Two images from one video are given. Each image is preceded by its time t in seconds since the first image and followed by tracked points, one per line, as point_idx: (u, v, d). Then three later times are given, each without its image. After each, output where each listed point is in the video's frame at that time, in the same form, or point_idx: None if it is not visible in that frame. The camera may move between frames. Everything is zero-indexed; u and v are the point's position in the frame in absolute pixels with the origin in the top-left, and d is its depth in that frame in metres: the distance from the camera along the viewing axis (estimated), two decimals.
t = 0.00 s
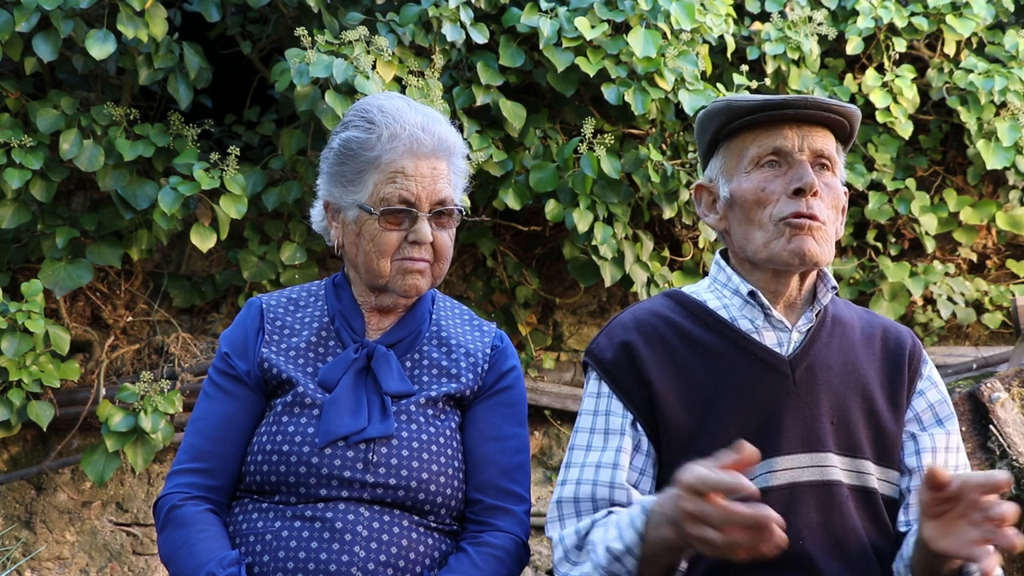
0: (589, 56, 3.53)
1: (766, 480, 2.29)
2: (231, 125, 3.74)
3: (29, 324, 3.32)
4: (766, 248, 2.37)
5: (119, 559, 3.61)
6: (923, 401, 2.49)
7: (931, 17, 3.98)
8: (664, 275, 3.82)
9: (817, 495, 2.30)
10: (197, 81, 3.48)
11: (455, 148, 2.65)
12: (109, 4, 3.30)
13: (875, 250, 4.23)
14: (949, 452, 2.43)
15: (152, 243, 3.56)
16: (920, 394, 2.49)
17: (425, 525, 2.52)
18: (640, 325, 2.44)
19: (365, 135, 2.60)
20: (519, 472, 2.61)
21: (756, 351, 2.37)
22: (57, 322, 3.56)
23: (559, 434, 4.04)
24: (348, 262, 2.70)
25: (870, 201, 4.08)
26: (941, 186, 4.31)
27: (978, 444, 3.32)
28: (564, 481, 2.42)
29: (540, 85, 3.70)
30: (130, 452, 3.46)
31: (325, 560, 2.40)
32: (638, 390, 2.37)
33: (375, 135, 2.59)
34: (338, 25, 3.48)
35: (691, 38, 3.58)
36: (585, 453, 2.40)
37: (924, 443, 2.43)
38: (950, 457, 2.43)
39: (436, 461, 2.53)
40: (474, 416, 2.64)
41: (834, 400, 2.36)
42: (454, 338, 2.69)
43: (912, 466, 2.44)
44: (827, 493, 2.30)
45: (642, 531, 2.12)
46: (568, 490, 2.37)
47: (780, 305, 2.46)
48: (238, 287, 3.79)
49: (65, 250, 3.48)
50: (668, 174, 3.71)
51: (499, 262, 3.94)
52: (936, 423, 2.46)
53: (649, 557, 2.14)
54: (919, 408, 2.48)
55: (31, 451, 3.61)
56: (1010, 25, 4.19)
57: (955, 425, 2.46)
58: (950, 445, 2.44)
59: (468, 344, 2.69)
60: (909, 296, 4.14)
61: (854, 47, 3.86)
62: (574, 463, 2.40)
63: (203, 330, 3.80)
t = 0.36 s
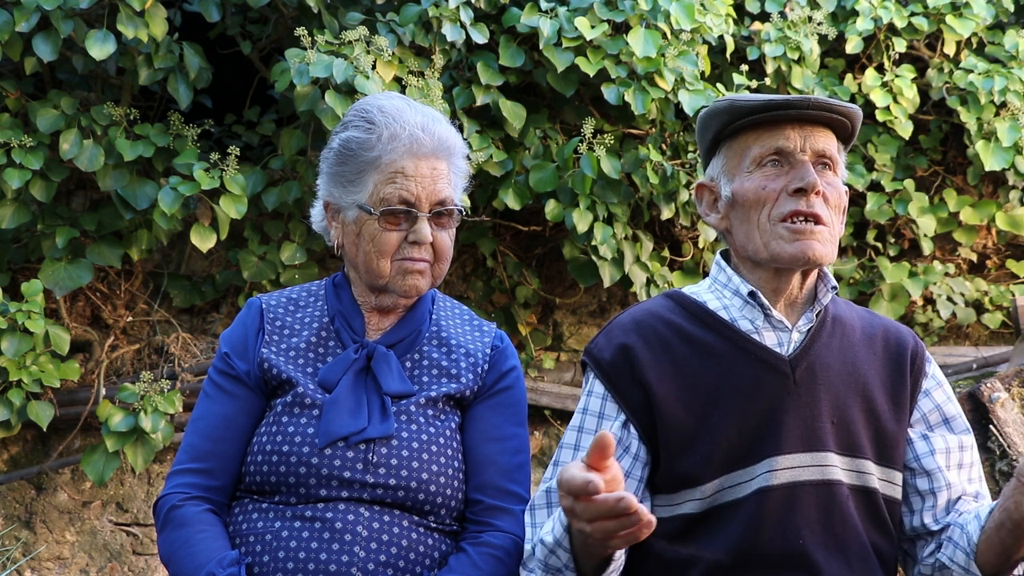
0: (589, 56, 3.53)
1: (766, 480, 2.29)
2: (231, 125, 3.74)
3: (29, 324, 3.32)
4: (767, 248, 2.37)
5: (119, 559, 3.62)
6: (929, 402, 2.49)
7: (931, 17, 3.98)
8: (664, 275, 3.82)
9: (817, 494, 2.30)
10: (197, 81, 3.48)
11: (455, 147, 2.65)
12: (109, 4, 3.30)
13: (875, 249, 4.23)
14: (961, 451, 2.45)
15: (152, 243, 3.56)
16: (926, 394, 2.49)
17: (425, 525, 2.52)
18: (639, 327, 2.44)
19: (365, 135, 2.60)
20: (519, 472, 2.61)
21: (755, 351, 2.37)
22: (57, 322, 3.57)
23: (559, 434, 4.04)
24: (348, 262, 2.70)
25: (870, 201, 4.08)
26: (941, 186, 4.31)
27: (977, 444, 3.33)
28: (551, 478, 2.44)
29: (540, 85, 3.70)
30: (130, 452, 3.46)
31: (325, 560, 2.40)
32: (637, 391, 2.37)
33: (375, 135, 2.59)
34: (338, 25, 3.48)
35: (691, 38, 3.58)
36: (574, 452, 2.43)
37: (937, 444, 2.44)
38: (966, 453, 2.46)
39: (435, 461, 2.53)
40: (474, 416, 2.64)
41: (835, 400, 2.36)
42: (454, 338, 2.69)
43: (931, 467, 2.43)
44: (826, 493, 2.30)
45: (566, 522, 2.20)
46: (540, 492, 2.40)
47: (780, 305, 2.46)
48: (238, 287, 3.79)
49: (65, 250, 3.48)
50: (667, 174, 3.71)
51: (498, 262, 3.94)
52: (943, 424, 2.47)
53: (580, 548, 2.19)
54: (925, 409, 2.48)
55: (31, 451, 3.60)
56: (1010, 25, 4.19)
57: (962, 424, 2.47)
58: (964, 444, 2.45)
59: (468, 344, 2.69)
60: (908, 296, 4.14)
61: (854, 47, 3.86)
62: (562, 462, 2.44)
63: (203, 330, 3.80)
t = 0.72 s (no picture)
0: (589, 56, 3.53)
1: (766, 480, 2.29)
2: (231, 125, 3.73)
3: (29, 324, 3.32)
4: (763, 252, 2.37)
5: (119, 559, 3.62)
6: (923, 404, 2.49)
7: (931, 17, 3.98)
8: (664, 275, 3.82)
9: (816, 494, 2.30)
10: (196, 81, 3.48)
11: (455, 148, 2.65)
12: (109, 4, 3.30)
13: (875, 249, 4.23)
14: (952, 455, 2.46)
15: (152, 243, 3.56)
16: (920, 396, 2.49)
17: (425, 525, 2.52)
18: (637, 329, 2.44)
19: (365, 135, 2.60)
20: (519, 472, 2.61)
21: (753, 351, 2.37)
22: (57, 322, 3.56)
23: (559, 434, 4.05)
24: (349, 263, 2.70)
25: (870, 201, 4.08)
26: (941, 186, 4.31)
27: (977, 444, 3.34)
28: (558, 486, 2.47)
29: (540, 85, 3.70)
30: (130, 452, 3.46)
31: (325, 560, 2.40)
32: (636, 393, 2.37)
33: (375, 135, 2.59)
34: (338, 25, 3.48)
35: (691, 38, 3.59)
36: (578, 458, 2.44)
37: (929, 447, 2.45)
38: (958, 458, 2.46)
39: (435, 461, 2.53)
40: (474, 416, 2.64)
41: (832, 400, 2.36)
42: (454, 338, 2.69)
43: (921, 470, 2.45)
44: (825, 493, 2.30)
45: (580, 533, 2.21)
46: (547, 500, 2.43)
47: (778, 306, 2.46)
48: (238, 287, 3.79)
49: (65, 250, 3.48)
50: (667, 174, 3.71)
51: (499, 262, 3.94)
52: (937, 427, 2.48)
53: (592, 558, 2.20)
54: (920, 411, 2.48)
55: (30, 452, 3.60)
56: (1010, 25, 4.19)
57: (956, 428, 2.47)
58: (954, 449, 2.46)
59: (468, 344, 2.69)
60: (908, 296, 4.14)
61: (854, 47, 3.87)
62: (567, 468, 2.45)
63: (203, 330, 3.80)
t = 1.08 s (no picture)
0: (589, 56, 3.53)
1: (765, 480, 2.28)
2: (231, 125, 3.74)
3: (29, 324, 3.32)
4: (760, 253, 2.38)
5: (119, 559, 3.62)
6: (923, 404, 2.49)
7: (931, 17, 3.98)
8: (664, 275, 3.82)
9: (816, 494, 2.30)
10: (196, 81, 3.48)
11: (453, 148, 2.65)
12: (109, 4, 3.30)
13: (875, 249, 4.23)
14: (952, 456, 2.46)
15: (152, 243, 3.56)
16: (920, 397, 2.49)
17: (425, 525, 2.52)
18: (637, 329, 2.44)
19: (363, 136, 2.60)
20: (519, 472, 2.61)
21: (753, 351, 2.37)
22: (57, 322, 3.57)
23: (559, 434, 4.05)
24: (348, 262, 2.70)
25: (870, 201, 4.08)
26: (941, 186, 4.31)
27: (976, 444, 3.33)
28: (554, 483, 2.47)
29: (540, 85, 3.70)
30: (130, 451, 3.46)
31: (325, 560, 2.40)
32: (636, 392, 2.37)
33: (373, 136, 2.59)
34: (338, 25, 3.48)
35: (691, 38, 3.59)
36: (574, 456, 2.44)
37: (930, 447, 2.44)
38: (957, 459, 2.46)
39: (435, 461, 2.53)
40: (473, 416, 2.64)
41: (832, 401, 2.36)
42: (453, 338, 2.69)
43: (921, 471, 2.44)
44: (825, 493, 2.30)
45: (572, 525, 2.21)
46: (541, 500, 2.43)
47: (777, 306, 2.46)
48: (238, 287, 3.79)
49: (66, 250, 3.48)
50: (667, 175, 3.71)
51: (499, 262, 3.94)
52: (937, 428, 2.48)
53: (585, 550, 2.20)
54: (920, 412, 2.48)
55: (30, 451, 3.60)
56: (1010, 25, 4.19)
57: (955, 429, 2.47)
58: (955, 449, 2.46)
59: (467, 344, 2.69)
60: (909, 296, 4.14)
61: (854, 47, 3.86)
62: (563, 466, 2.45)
63: (203, 330, 3.80)
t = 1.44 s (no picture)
0: (589, 56, 3.53)
1: (765, 479, 2.28)
2: (231, 124, 3.74)
3: (29, 324, 3.32)
4: (761, 254, 2.38)
5: (119, 559, 3.62)
6: (925, 402, 2.49)
7: (931, 17, 3.98)
8: (664, 275, 3.82)
9: (816, 493, 2.30)
10: (197, 81, 3.48)
11: (454, 148, 2.65)
12: (109, 4, 3.30)
13: (875, 249, 4.23)
14: (957, 450, 2.45)
15: (152, 243, 3.56)
16: (921, 395, 2.49)
17: (425, 525, 2.52)
18: (640, 325, 2.44)
19: (364, 136, 2.60)
20: (519, 472, 2.60)
21: (755, 350, 2.37)
22: (57, 322, 3.57)
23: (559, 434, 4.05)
24: (349, 262, 2.70)
25: (870, 201, 4.08)
26: (941, 186, 4.31)
27: (977, 444, 3.33)
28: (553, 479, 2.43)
29: (540, 85, 3.70)
30: (130, 451, 3.46)
31: (325, 560, 2.40)
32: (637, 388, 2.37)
33: (373, 136, 2.59)
34: (338, 25, 3.48)
35: (691, 38, 3.59)
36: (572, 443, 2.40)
37: (932, 443, 2.44)
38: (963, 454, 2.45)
39: (436, 461, 2.52)
40: (473, 416, 2.64)
41: (833, 400, 2.36)
42: (453, 338, 2.69)
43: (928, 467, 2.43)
44: (825, 492, 2.30)
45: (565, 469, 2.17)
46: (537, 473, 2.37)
47: (779, 306, 2.46)
48: (238, 287, 3.79)
49: (65, 250, 3.48)
50: (667, 175, 3.71)
51: (498, 262, 3.94)
52: (940, 424, 2.47)
53: (571, 496, 2.15)
54: (921, 410, 2.48)
55: (31, 452, 3.61)
56: (1010, 25, 4.19)
57: (960, 423, 2.46)
58: (959, 444, 2.45)
59: (468, 344, 2.69)
60: (908, 296, 4.14)
61: (854, 47, 3.86)
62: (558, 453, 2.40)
63: (203, 330, 3.80)
